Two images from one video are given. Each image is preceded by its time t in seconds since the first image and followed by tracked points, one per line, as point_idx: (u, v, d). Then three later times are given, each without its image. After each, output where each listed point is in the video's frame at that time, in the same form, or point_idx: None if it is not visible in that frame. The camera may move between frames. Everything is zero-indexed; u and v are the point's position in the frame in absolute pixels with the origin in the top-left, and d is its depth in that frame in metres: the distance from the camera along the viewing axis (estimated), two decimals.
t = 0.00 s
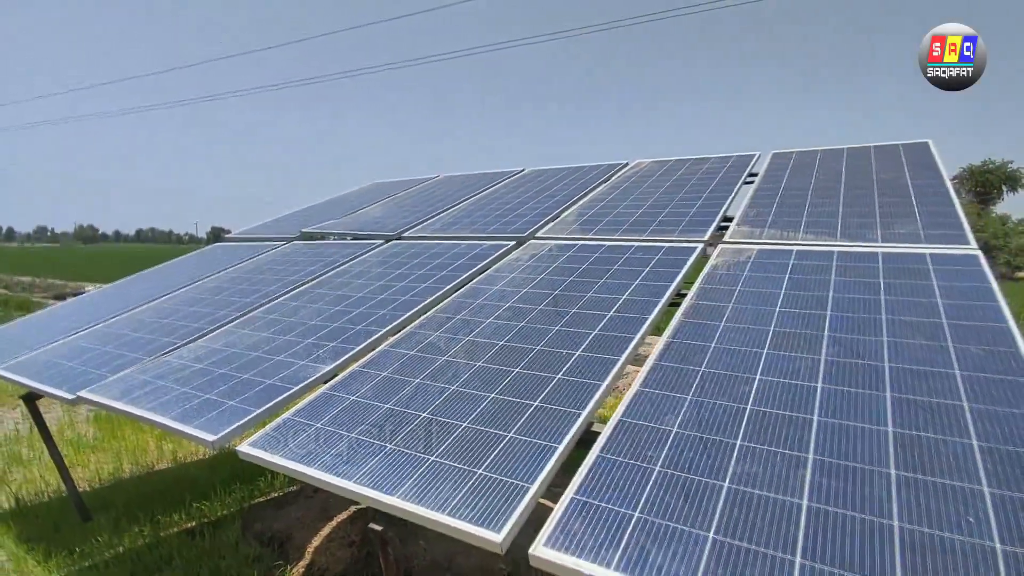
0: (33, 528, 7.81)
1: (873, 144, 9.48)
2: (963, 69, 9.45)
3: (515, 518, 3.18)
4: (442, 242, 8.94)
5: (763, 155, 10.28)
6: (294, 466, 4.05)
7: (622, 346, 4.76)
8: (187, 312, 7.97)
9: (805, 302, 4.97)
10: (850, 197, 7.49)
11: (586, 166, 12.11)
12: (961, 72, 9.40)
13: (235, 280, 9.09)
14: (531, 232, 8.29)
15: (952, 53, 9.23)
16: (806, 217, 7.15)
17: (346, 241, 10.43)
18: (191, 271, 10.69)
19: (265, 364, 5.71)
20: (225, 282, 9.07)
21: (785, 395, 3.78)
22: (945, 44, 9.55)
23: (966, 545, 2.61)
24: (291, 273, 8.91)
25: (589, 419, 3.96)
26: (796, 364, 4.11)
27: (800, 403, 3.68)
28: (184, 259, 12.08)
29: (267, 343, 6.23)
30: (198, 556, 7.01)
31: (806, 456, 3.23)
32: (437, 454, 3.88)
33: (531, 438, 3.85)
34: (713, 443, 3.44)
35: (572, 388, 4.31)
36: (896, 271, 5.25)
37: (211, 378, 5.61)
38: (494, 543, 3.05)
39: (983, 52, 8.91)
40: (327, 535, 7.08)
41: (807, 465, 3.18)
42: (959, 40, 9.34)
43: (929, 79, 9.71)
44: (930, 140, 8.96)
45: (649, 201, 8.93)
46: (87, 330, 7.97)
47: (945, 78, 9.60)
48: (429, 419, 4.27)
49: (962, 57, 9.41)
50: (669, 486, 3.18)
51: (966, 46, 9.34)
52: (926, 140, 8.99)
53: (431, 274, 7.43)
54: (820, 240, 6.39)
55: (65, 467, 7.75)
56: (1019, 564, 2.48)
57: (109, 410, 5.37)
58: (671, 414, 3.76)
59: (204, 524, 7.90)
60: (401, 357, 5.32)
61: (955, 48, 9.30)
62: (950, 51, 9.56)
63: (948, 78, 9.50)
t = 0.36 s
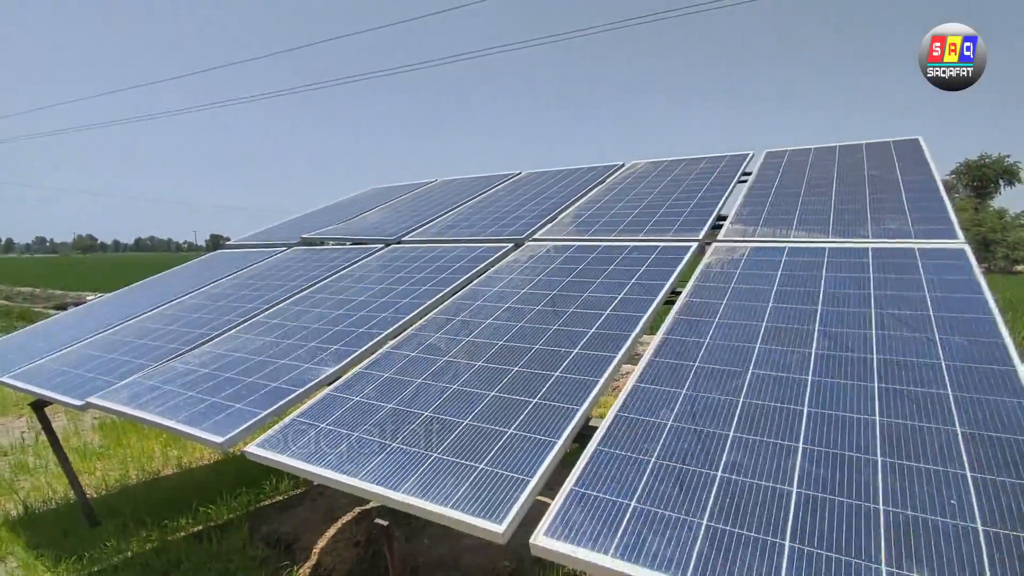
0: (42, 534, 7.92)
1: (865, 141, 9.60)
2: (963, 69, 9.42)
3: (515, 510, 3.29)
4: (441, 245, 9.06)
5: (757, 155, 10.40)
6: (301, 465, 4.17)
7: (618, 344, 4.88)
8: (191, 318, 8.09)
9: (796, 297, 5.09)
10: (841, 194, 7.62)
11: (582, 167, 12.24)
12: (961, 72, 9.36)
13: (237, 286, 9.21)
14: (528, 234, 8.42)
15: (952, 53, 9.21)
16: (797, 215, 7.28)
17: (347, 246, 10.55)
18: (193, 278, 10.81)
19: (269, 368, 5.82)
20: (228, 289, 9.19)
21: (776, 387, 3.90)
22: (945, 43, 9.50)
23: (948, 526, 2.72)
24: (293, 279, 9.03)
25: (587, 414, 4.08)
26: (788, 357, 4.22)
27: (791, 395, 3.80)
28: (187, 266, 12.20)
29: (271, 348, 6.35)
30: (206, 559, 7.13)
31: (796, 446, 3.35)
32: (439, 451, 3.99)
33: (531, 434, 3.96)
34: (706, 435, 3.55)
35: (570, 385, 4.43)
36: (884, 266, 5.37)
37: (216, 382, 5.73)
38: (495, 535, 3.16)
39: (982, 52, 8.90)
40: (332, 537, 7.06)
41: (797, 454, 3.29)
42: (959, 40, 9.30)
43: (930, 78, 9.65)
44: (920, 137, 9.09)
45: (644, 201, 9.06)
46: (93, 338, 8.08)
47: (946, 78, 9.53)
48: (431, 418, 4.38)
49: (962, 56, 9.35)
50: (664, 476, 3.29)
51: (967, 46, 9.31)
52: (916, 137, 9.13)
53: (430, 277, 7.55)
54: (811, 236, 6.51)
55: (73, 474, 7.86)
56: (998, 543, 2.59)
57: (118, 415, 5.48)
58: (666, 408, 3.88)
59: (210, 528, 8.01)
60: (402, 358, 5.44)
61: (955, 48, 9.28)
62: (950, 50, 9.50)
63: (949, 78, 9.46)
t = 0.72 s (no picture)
0: (49, 536, 8.03)
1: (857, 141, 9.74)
2: (963, 69, 9.46)
3: (514, 500, 3.43)
4: (440, 248, 9.21)
5: (751, 155, 10.54)
6: (306, 460, 4.31)
7: (613, 341, 5.02)
8: (195, 322, 8.22)
9: (786, 294, 5.24)
10: (832, 194, 7.78)
11: (578, 170, 12.40)
12: (961, 72, 9.42)
13: (240, 290, 9.34)
14: (526, 236, 8.57)
15: (952, 53, 9.25)
16: (788, 214, 7.44)
17: (347, 250, 10.70)
18: (196, 283, 10.94)
19: (274, 368, 5.96)
20: (231, 293, 9.32)
21: (765, 381, 4.05)
22: (944, 43, 9.53)
23: (924, 508, 2.86)
24: (294, 282, 9.17)
25: (583, 409, 4.22)
26: (777, 351, 4.37)
27: (779, 387, 3.94)
28: (189, 271, 12.34)
29: (275, 349, 6.49)
30: (211, 558, 7.26)
31: (784, 435, 3.49)
32: (441, 445, 4.13)
33: (530, 428, 4.10)
34: (697, 426, 3.70)
35: (567, 381, 4.57)
36: (872, 263, 5.52)
37: (222, 383, 5.87)
38: (495, 523, 3.30)
39: (982, 52, 8.97)
40: (336, 535, 7.29)
41: (784, 443, 3.43)
42: (959, 40, 9.34)
43: (929, 78, 9.72)
44: (910, 137, 9.26)
45: (639, 203, 9.22)
46: (98, 342, 8.21)
47: (945, 78, 9.59)
48: (433, 414, 4.52)
49: (962, 57, 9.39)
50: (657, 466, 3.43)
51: (966, 46, 9.36)
52: (905, 137, 9.30)
53: (430, 279, 7.70)
54: (802, 235, 6.67)
55: (80, 476, 7.98)
56: (970, 524, 2.73)
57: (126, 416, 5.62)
58: (659, 402, 4.02)
59: (215, 528, 8.14)
60: (404, 357, 5.58)
61: (955, 48, 9.32)
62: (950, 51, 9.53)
63: (949, 78, 9.51)
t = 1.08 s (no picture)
0: (39, 539, 8.02)
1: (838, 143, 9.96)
2: (962, 69, 9.35)
3: (503, 491, 3.55)
4: (429, 249, 9.31)
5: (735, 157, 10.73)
6: (300, 456, 4.40)
7: (599, 338, 5.16)
8: (185, 324, 8.25)
9: (766, 292, 5.41)
10: (811, 195, 7.99)
11: (566, 172, 12.54)
12: (960, 72, 9.30)
13: (230, 292, 9.37)
14: (514, 237, 8.70)
15: (952, 53, 9.20)
16: (769, 215, 7.64)
17: (337, 252, 10.75)
18: (185, 286, 10.94)
19: (266, 368, 6.04)
20: (220, 295, 9.35)
21: (745, 374, 4.20)
22: (944, 43, 9.37)
23: (891, 491, 3.01)
24: (285, 284, 9.21)
25: (570, 404, 4.35)
26: (756, 346, 4.54)
27: (757, 380, 4.10)
28: (177, 274, 12.32)
29: (267, 349, 6.56)
30: (204, 559, 7.31)
31: (761, 425, 3.64)
32: (432, 440, 4.25)
33: (519, 423, 4.23)
34: (679, 418, 3.84)
35: (555, 377, 4.71)
36: (848, 262, 5.70)
37: (214, 383, 5.93)
38: (485, 512, 3.42)
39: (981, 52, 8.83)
40: (328, 535, 7.32)
41: (761, 432, 3.59)
42: (958, 39, 9.20)
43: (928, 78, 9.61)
44: (888, 141, 9.49)
45: (625, 204, 9.39)
46: (88, 345, 8.21)
47: (944, 78, 9.49)
48: (424, 410, 4.63)
49: (962, 57, 9.31)
50: (641, 456, 3.57)
51: (966, 46, 9.23)
52: (883, 140, 9.54)
53: (419, 280, 7.80)
54: (782, 235, 6.86)
55: (70, 479, 7.98)
56: (933, 505, 2.88)
57: (118, 416, 5.66)
58: (643, 395, 4.16)
59: (207, 529, 8.18)
60: (395, 356, 5.69)
61: (954, 48, 9.22)
62: (949, 51, 9.39)
63: (948, 78, 9.41)
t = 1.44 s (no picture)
0: (40, 538, 8.12)
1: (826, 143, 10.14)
2: (963, 69, 9.49)
3: (499, 480, 3.70)
4: (425, 249, 9.45)
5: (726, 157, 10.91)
6: (302, 450, 4.54)
7: (591, 334, 5.32)
8: (185, 324, 8.36)
9: (752, 288, 5.58)
10: (799, 194, 8.18)
11: (560, 172, 12.70)
12: (961, 72, 9.46)
13: (227, 293, 9.48)
14: (508, 237, 8.85)
15: (953, 53, 9.33)
16: (757, 214, 7.82)
17: (333, 252, 10.87)
18: (182, 287, 11.03)
19: (266, 366, 6.17)
20: (218, 296, 9.45)
21: (731, 366, 4.37)
22: (945, 43, 9.49)
23: (866, 474, 3.16)
24: (282, 285, 9.33)
25: (563, 397, 4.51)
26: (742, 340, 4.70)
27: (743, 372, 4.27)
28: (174, 275, 12.39)
29: (267, 348, 6.68)
30: (204, 556, 7.44)
31: (745, 415, 3.80)
32: (430, 432, 4.40)
33: (514, 415, 4.38)
34: (668, 409, 4.00)
35: (548, 371, 4.86)
36: (833, 259, 5.88)
37: (215, 381, 6.05)
38: (482, 500, 3.57)
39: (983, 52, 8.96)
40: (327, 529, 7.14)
41: (745, 421, 3.75)
42: (959, 39, 9.33)
43: (928, 78, 9.75)
44: (873, 141, 9.70)
45: (617, 203, 9.55)
46: (88, 345, 8.30)
47: (945, 78, 9.64)
48: (422, 405, 4.78)
49: (963, 57, 9.43)
50: (630, 445, 3.73)
51: (967, 46, 9.35)
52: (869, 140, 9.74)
53: (415, 279, 7.93)
54: (769, 233, 7.04)
55: (72, 479, 8.07)
56: (905, 486, 3.03)
57: (121, 414, 5.78)
58: (634, 388, 4.32)
59: (207, 527, 8.30)
60: (392, 353, 5.83)
61: (955, 48, 9.34)
62: (950, 50, 9.51)
63: (948, 78, 9.56)
